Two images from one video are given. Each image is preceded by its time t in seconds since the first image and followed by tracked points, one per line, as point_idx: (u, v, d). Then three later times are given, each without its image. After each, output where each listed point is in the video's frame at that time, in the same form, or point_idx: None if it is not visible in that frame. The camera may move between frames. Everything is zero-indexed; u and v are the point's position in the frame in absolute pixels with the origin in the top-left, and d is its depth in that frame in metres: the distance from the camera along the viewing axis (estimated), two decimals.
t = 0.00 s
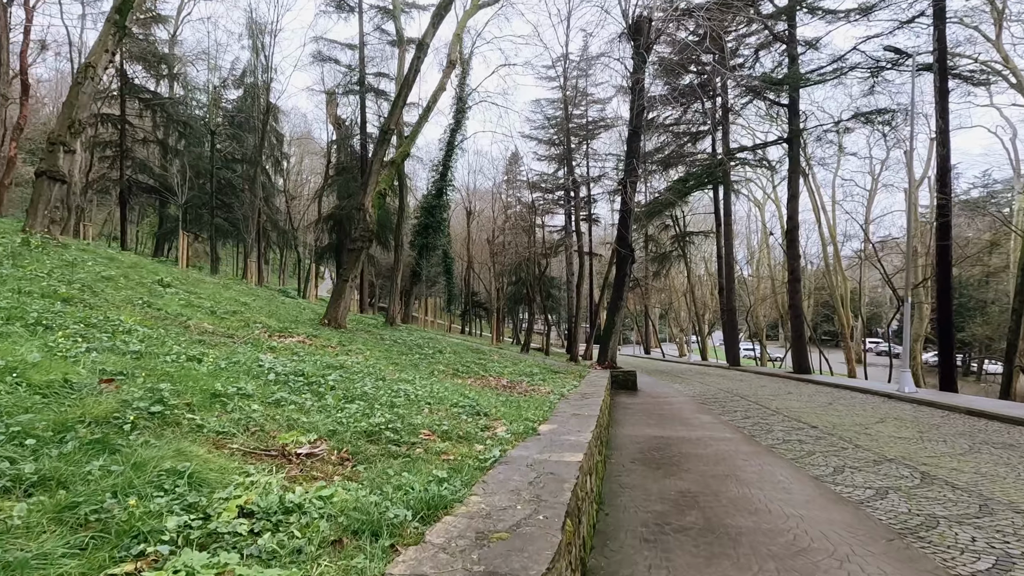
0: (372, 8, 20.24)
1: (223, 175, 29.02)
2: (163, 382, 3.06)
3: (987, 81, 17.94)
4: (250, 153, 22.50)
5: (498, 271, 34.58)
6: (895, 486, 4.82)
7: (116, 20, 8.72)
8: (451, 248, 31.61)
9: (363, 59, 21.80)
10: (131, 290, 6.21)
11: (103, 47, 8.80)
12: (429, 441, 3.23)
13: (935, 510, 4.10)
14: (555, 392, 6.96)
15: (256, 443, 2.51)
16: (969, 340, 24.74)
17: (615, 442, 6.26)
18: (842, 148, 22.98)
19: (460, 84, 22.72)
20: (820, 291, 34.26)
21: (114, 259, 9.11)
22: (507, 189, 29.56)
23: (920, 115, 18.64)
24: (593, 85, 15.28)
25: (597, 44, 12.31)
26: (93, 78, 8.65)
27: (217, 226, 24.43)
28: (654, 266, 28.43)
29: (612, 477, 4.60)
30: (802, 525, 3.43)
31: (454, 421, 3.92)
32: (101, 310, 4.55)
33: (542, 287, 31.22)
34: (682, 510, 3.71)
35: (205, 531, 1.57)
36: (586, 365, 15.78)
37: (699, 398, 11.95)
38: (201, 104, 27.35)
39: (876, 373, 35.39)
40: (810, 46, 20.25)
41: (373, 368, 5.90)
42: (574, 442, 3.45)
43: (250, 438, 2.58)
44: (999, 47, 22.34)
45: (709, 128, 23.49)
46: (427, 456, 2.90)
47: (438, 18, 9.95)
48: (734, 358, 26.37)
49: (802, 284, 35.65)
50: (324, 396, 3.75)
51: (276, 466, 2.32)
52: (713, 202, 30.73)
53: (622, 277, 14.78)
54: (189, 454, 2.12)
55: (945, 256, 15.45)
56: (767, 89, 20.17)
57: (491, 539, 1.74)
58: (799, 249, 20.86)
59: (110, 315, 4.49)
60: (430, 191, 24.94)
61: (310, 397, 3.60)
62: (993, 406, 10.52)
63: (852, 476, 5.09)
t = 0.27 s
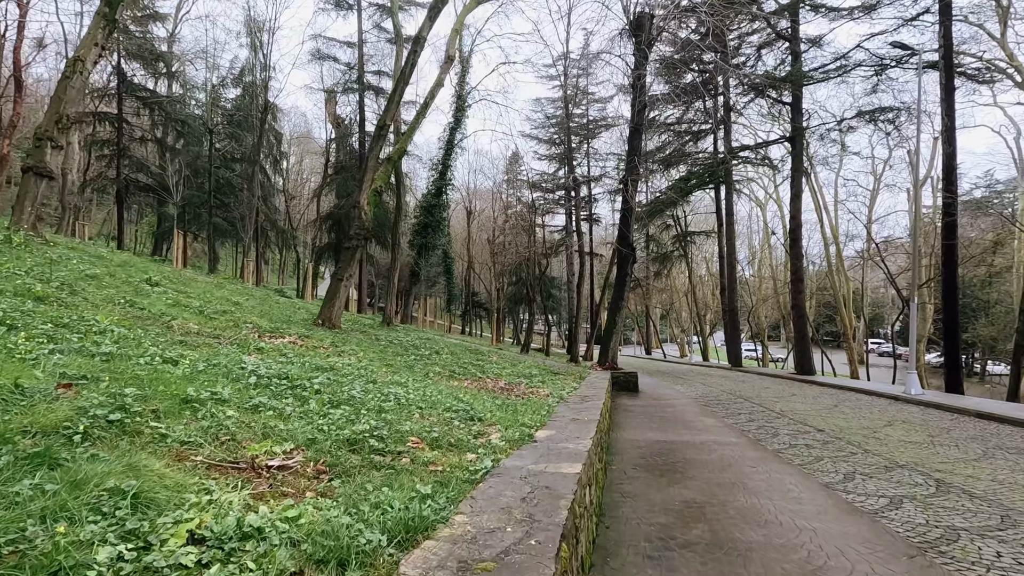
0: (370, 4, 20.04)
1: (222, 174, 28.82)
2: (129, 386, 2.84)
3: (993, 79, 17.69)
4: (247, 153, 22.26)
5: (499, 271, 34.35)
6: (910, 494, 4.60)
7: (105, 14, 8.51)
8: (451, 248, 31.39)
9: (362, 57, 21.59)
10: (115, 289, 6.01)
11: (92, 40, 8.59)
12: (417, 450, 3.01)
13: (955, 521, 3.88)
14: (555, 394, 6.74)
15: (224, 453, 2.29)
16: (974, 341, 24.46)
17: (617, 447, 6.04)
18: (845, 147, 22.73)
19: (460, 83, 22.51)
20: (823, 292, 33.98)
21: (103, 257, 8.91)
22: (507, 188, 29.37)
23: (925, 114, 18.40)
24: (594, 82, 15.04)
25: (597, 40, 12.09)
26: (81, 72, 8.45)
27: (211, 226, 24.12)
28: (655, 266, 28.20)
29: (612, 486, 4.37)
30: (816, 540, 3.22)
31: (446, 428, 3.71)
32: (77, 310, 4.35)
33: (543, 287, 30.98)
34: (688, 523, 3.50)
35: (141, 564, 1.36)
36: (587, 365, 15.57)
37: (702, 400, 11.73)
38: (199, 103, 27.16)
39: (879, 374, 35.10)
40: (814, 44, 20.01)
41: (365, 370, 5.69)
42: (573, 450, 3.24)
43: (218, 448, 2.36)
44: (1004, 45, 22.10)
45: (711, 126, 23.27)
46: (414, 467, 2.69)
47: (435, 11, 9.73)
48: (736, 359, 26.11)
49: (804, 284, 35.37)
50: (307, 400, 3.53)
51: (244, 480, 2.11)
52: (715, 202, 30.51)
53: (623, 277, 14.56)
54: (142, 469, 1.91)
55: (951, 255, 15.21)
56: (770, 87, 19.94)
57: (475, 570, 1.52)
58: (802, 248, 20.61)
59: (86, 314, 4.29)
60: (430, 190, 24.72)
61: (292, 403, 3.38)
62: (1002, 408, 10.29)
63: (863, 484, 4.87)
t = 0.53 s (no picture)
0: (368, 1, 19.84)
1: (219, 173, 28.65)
2: (84, 387, 2.64)
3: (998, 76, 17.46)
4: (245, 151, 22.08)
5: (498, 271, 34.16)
6: (921, 501, 4.38)
7: (91, 5, 8.30)
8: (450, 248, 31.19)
9: (360, 55, 21.40)
10: (95, 287, 5.81)
11: (79, 32, 8.38)
12: (395, 457, 2.80)
13: (970, 531, 3.67)
14: (551, 396, 6.53)
15: (175, 461, 2.08)
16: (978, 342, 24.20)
17: (614, 450, 5.83)
18: (848, 146, 22.51)
19: (458, 81, 22.32)
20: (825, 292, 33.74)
21: (90, 255, 8.73)
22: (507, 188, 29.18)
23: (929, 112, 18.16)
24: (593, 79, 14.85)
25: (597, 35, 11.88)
26: (67, 65, 8.24)
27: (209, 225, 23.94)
28: (656, 266, 27.96)
29: (608, 492, 4.17)
30: (824, 553, 3.01)
31: (431, 432, 3.50)
32: (47, 307, 4.15)
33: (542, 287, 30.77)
34: (687, 533, 3.29)
35: None
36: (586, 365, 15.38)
37: (702, 401, 11.51)
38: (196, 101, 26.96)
39: (881, 374, 34.86)
40: (816, 40, 19.78)
41: (353, 371, 5.47)
42: (565, 457, 3.03)
43: (172, 456, 2.15)
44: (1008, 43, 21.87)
45: (712, 125, 23.05)
46: (389, 476, 2.48)
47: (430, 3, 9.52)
48: (737, 360, 25.87)
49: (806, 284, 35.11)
50: (282, 403, 3.32)
51: (193, 493, 1.90)
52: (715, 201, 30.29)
53: (622, 276, 14.35)
54: (73, 482, 1.70)
55: (956, 254, 14.98)
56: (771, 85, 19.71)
57: None
58: (804, 247, 20.38)
59: (56, 312, 4.09)
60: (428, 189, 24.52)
61: (265, 405, 3.17)
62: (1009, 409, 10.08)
63: (872, 490, 4.66)
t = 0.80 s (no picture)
0: None
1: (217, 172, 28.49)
2: (30, 394, 2.44)
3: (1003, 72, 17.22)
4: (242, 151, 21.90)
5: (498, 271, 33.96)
6: (934, 511, 4.17)
7: None
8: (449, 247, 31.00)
9: (357, 52, 21.20)
10: (74, 286, 5.61)
11: (65, 27, 8.18)
12: (372, 468, 2.60)
13: (987, 544, 3.45)
14: (547, 398, 6.33)
15: (116, 477, 1.87)
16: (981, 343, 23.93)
17: (611, 455, 5.63)
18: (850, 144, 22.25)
19: (457, 79, 22.12)
20: (827, 292, 33.48)
21: (76, 253, 8.54)
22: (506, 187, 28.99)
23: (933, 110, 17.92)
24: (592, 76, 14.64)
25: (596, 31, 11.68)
26: (53, 59, 8.04)
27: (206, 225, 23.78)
28: (656, 265, 27.73)
29: (603, 502, 3.96)
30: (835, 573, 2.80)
31: (416, 439, 3.30)
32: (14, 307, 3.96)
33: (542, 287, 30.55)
34: (688, 548, 3.09)
35: None
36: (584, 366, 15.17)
37: (703, 403, 11.29)
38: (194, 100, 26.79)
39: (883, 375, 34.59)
40: (819, 37, 19.54)
41: (340, 373, 5.27)
42: (556, 467, 2.83)
43: (116, 471, 1.94)
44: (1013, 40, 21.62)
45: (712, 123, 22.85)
46: (361, 490, 2.27)
47: None
48: (738, 360, 25.64)
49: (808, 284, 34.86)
50: (254, 409, 3.11)
51: (131, 515, 1.69)
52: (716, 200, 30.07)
53: (622, 275, 14.14)
54: None
55: (960, 253, 14.77)
56: (773, 82, 19.50)
57: None
58: (806, 246, 20.15)
59: (23, 312, 3.89)
60: (426, 188, 24.32)
61: (235, 411, 2.97)
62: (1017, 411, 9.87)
63: (881, 499, 4.45)
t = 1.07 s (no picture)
0: None
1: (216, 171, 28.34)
2: None
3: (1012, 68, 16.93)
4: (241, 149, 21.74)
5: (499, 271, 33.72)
6: (953, 519, 3.94)
7: None
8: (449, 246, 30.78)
9: (356, 49, 21.00)
10: (54, 283, 5.41)
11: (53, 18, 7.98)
12: (349, 477, 2.39)
13: (1014, 557, 3.22)
14: (545, 399, 6.10)
15: (49, 491, 1.67)
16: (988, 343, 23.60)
17: (612, 458, 5.40)
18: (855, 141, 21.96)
19: (457, 76, 21.91)
20: (830, 292, 33.17)
21: (64, 250, 8.35)
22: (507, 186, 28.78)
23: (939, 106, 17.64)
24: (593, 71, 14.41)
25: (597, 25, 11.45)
26: (39, 51, 7.84)
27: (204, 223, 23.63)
28: (658, 265, 27.46)
29: (602, 510, 3.73)
30: None
31: (401, 444, 3.08)
32: None
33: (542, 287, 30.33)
34: (693, 563, 2.87)
35: None
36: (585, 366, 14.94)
37: (706, 404, 11.04)
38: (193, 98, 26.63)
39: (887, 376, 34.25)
40: (824, 32, 19.26)
41: (328, 373, 5.05)
42: (550, 474, 2.61)
43: (51, 482, 1.74)
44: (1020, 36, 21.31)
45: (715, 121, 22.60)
46: (331, 502, 2.06)
47: None
48: (741, 361, 25.37)
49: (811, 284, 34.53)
50: (226, 412, 2.90)
51: (57, 536, 1.48)
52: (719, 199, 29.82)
53: (623, 274, 13.89)
54: None
55: (968, 251, 14.49)
56: (777, 79, 19.23)
57: None
58: (810, 245, 19.87)
59: None
60: (426, 186, 24.11)
61: (203, 414, 2.75)
62: None
63: (896, 506, 4.22)
